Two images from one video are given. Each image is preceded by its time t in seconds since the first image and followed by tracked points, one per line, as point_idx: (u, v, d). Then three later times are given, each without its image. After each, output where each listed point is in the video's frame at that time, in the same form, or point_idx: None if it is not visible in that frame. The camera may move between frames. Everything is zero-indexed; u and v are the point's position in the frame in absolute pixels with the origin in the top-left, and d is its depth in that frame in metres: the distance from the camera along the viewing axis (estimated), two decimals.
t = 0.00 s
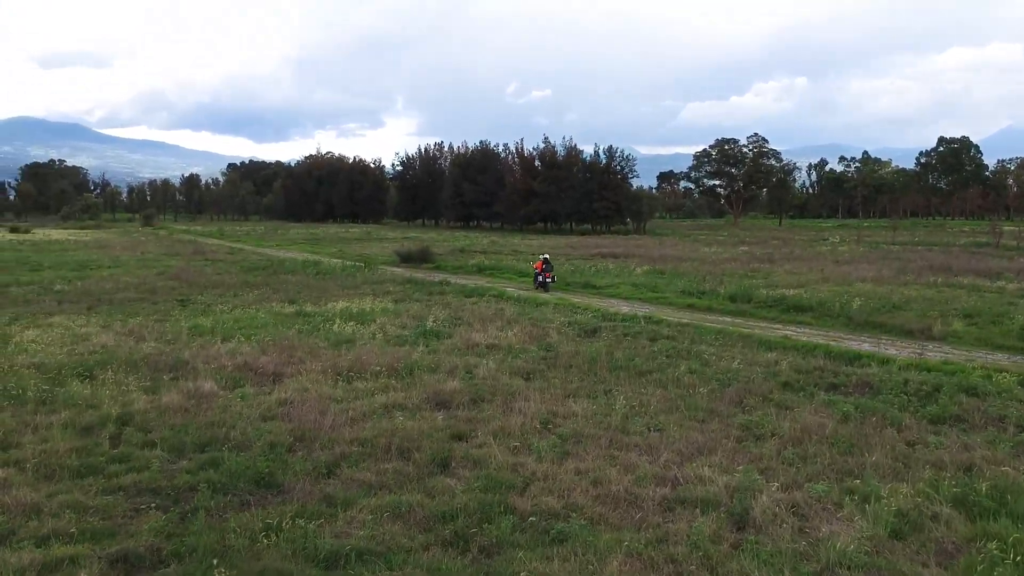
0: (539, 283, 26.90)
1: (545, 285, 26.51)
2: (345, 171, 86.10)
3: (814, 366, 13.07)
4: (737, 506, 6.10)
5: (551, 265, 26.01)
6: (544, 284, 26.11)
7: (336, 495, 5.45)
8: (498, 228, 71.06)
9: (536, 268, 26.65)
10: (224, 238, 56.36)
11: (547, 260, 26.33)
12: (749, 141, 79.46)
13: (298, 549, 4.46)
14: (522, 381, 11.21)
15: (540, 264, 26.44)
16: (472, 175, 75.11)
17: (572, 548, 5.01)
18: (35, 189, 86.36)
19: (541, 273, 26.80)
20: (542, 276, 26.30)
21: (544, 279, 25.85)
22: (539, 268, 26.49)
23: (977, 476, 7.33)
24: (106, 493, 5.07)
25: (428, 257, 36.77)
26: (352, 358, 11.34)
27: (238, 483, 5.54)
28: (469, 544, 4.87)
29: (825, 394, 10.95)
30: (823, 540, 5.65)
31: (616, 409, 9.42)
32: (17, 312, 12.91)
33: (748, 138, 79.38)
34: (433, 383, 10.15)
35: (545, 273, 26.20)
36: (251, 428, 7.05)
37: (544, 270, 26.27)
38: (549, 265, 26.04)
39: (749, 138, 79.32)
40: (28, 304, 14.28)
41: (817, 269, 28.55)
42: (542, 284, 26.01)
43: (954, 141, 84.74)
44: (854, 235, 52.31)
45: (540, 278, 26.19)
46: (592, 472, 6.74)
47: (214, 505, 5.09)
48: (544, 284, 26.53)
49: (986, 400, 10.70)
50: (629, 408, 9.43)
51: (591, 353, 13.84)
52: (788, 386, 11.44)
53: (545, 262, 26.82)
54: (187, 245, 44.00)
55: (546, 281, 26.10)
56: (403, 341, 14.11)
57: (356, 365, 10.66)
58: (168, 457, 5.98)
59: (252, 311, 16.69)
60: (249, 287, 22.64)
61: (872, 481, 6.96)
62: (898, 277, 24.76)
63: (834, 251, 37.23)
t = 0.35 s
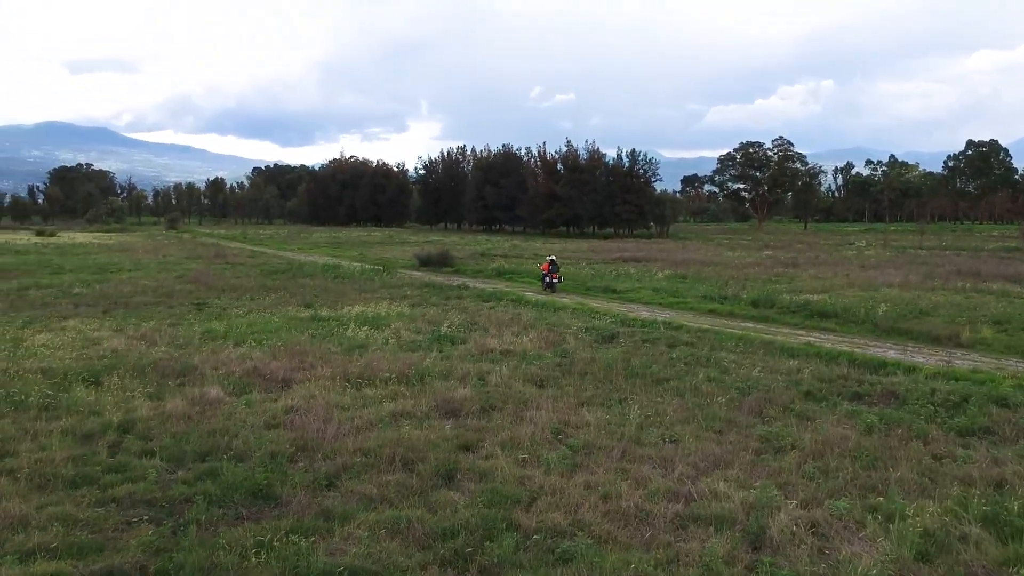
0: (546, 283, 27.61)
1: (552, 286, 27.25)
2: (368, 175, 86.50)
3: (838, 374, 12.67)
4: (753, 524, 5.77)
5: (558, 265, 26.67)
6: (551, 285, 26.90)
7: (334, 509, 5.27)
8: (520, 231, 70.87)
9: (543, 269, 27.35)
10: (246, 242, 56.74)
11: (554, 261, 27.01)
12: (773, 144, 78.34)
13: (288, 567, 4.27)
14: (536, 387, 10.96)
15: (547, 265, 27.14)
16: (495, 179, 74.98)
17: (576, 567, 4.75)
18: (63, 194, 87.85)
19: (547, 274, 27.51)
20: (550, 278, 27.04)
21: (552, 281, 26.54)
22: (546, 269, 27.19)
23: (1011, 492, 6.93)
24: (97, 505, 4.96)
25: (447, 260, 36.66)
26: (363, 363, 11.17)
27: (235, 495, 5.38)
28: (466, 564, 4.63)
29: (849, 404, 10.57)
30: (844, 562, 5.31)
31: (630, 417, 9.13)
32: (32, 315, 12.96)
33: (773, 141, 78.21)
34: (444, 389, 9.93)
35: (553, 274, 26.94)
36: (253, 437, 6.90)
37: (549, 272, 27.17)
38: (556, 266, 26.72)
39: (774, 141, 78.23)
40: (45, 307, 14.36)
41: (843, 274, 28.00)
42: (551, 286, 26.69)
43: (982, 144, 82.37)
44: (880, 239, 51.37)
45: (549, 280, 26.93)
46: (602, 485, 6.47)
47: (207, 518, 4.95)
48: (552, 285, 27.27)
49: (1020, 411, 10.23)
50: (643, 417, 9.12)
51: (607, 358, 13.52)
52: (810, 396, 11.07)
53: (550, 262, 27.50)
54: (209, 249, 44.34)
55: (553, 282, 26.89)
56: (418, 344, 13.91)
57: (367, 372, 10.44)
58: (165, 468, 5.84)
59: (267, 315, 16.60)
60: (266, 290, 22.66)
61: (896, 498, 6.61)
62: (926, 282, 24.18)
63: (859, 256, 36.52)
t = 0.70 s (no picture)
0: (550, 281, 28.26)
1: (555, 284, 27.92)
2: (388, 176, 86.76)
3: (856, 378, 12.36)
4: (761, 534, 5.57)
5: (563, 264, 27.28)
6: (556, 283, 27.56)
7: (330, 516, 5.16)
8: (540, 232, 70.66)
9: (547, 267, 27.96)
10: (265, 243, 57.15)
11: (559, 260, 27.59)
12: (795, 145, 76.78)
13: None
14: (546, 389, 10.79)
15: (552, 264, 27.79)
16: (515, 180, 74.81)
17: None
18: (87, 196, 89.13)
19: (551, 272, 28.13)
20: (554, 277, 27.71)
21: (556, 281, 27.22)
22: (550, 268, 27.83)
23: None
24: (88, 511, 4.92)
25: (464, 261, 36.57)
26: (372, 365, 11.07)
27: (230, 500, 5.30)
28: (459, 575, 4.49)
29: (867, 409, 10.28)
30: None
31: (641, 422, 8.94)
32: (46, 316, 13.05)
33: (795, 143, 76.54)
34: (452, 391, 9.79)
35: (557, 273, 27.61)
36: (255, 440, 6.82)
37: (554, 273, 27.77)
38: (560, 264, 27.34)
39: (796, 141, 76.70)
40: (59, 308, 14.46)
41: (865, 276, 27.54)
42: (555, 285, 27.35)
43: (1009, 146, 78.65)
44: (903, 241, 50.51)
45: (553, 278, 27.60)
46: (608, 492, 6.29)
47: (200, 523, 4.87)
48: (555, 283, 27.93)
49: None
50: (654, 422, 8.94)
51: (620, 359, 13.33)
52: (827, 401, 10.82)
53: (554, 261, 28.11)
54: (228, 250, 44.67)
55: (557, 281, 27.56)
56: (429, 344, 13.80)
57: (374, 373, 10.34)
58: (164, 472, 5.79)
59: (279, 315, 16.56)
60: (281, 291, 22.70)
61: (913, 509, 6.36)
62: (950, 284, 23.69)
63: (882, 257, 35.97)
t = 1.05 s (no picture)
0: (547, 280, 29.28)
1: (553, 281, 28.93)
2: (402, 177, 86.94)
3: (866, 381, 12.19)
4: (760, 541, 5.47)
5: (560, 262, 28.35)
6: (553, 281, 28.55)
7: (323, 520, 5.12)
8: (553, 233, 70.54)
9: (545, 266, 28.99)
10: (279, 244, 57.36)
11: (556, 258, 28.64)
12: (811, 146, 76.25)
13: None
14: (550, 391, 10.69)
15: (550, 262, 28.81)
16: (528, 181, 74.69)
17: None
18: (104, 196, 90.06)
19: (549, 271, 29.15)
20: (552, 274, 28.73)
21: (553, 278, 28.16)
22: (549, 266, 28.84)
23: None
24: (80, 513, 4.91)
25: (475, 262, 36.58)
26: (376, 365, 11.02)
27: (222, 504, 5.26)
28: None
29: (874, 413, 10.12)
30: None
31: (643, 425, 8.82)
32: (55, 316, 13.14)
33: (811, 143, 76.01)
34: (455, 392, 9.74)
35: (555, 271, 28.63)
36: (253, 441, 6.81)
37: (552, 269, 28.42)
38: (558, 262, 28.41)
39: (811, 142, 76.22)
40: (70, 308, 14.57)
41: (879, 277, 27.27)
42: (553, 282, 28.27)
43: None
44: (919, 242, 50.07)
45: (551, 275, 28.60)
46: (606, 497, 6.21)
47: (192, 526, 4.85)
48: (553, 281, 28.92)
49: None
50: (657, 425, 8.84)
51: (627, 361, 13.23)
52: (835, 404, 10.66)
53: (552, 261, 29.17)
54: (241, 250, 44.95)
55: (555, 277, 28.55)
56: (435, 344, 13.77)
57: (378, 373, 10.30)
58: (161, 474, 5.78)
59: (288, 316, 16.57)
60: (291, 291, 22.76)
61: (916, 516, 6.23)
62: (964, 286, 23.39)
63: (897, 259, 35.61)
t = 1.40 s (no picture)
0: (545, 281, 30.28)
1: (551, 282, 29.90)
2: (419, 179, 87.20)
3: (879, 385, 11.97)
4: (761, 550, 5.35)
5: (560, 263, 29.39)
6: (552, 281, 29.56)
7: (318, 525, 5.08)
8: (569, 235, 70.37)
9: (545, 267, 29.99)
10: (295, 246, 57.56)
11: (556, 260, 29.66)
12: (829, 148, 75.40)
13: None
14: (557, 394, 10.59)
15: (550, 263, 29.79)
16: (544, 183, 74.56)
17: None
18: (123, 199, 91.24)
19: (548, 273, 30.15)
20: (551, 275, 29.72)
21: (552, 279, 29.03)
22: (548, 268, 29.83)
23: None
24: (76, 517, 4.93)
25: (488, 264, 36.57)
26: (383, 367, 10.98)
27: (219, 508, 5.25)
28: None
29: (887, 418, 9.92)
30: None
31: (648, 429, 8.70)
32: (67, 318, 13.24)
33: (829, 145, 75.17)
34: (460, 394, 9.67)
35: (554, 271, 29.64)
36: (253, 445, 6.79)
37: (551, 269, 29.33)
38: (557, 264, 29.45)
39: (830, 144, 75.37)
40: (82, 309, 14.67)
41: (896, 280, 26.90)
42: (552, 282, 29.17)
43: None
44: (938, 244, 49.42)
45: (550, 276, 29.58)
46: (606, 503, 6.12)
47: (185, 531, 4.82)
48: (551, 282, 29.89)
49: None
50: (663, 430, 8.72)
51: (636, 364, 13.10)
52: (845, 409, 10.48)
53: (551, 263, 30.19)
54: (257, 252, 45.29)
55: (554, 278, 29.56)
56: (443, 347, 13.72)
57: (384, 376, 10.25)
58: (158, 477, 5.78)
59: (298, 317, 16.61)
60: (303, 293, 22.79)
61: (925, 525, 6.07)
62: (983, 289, 23.01)
63: (916, 261, 35.13)
